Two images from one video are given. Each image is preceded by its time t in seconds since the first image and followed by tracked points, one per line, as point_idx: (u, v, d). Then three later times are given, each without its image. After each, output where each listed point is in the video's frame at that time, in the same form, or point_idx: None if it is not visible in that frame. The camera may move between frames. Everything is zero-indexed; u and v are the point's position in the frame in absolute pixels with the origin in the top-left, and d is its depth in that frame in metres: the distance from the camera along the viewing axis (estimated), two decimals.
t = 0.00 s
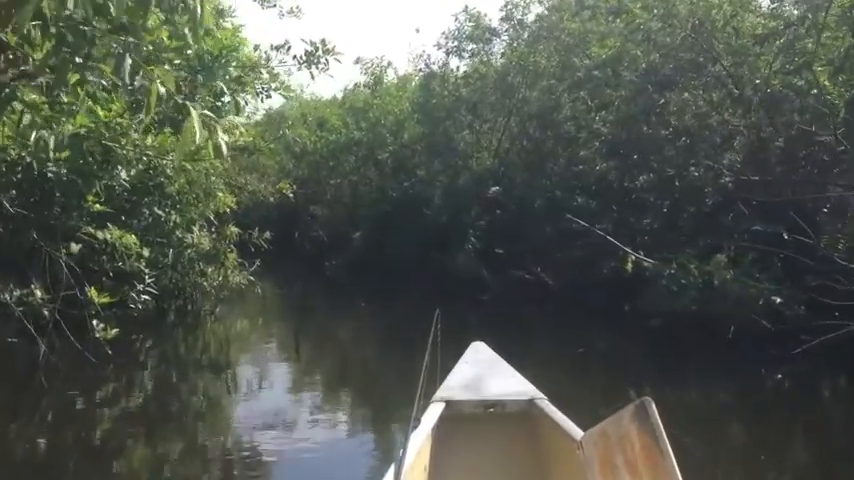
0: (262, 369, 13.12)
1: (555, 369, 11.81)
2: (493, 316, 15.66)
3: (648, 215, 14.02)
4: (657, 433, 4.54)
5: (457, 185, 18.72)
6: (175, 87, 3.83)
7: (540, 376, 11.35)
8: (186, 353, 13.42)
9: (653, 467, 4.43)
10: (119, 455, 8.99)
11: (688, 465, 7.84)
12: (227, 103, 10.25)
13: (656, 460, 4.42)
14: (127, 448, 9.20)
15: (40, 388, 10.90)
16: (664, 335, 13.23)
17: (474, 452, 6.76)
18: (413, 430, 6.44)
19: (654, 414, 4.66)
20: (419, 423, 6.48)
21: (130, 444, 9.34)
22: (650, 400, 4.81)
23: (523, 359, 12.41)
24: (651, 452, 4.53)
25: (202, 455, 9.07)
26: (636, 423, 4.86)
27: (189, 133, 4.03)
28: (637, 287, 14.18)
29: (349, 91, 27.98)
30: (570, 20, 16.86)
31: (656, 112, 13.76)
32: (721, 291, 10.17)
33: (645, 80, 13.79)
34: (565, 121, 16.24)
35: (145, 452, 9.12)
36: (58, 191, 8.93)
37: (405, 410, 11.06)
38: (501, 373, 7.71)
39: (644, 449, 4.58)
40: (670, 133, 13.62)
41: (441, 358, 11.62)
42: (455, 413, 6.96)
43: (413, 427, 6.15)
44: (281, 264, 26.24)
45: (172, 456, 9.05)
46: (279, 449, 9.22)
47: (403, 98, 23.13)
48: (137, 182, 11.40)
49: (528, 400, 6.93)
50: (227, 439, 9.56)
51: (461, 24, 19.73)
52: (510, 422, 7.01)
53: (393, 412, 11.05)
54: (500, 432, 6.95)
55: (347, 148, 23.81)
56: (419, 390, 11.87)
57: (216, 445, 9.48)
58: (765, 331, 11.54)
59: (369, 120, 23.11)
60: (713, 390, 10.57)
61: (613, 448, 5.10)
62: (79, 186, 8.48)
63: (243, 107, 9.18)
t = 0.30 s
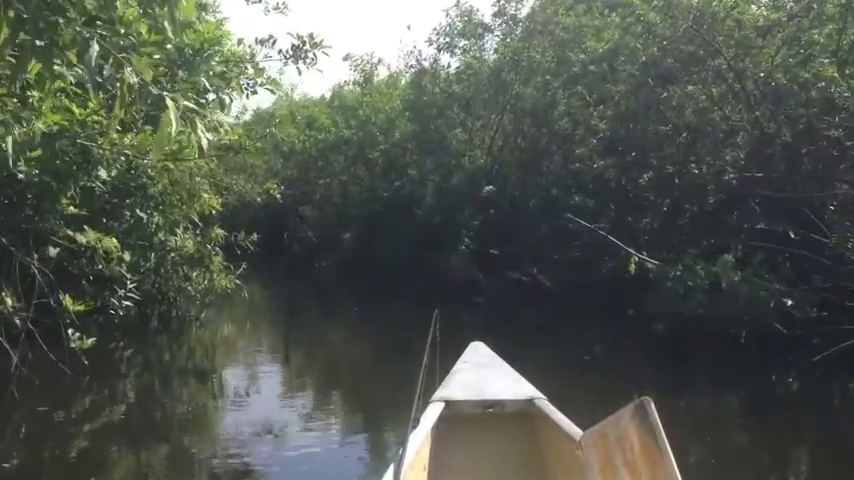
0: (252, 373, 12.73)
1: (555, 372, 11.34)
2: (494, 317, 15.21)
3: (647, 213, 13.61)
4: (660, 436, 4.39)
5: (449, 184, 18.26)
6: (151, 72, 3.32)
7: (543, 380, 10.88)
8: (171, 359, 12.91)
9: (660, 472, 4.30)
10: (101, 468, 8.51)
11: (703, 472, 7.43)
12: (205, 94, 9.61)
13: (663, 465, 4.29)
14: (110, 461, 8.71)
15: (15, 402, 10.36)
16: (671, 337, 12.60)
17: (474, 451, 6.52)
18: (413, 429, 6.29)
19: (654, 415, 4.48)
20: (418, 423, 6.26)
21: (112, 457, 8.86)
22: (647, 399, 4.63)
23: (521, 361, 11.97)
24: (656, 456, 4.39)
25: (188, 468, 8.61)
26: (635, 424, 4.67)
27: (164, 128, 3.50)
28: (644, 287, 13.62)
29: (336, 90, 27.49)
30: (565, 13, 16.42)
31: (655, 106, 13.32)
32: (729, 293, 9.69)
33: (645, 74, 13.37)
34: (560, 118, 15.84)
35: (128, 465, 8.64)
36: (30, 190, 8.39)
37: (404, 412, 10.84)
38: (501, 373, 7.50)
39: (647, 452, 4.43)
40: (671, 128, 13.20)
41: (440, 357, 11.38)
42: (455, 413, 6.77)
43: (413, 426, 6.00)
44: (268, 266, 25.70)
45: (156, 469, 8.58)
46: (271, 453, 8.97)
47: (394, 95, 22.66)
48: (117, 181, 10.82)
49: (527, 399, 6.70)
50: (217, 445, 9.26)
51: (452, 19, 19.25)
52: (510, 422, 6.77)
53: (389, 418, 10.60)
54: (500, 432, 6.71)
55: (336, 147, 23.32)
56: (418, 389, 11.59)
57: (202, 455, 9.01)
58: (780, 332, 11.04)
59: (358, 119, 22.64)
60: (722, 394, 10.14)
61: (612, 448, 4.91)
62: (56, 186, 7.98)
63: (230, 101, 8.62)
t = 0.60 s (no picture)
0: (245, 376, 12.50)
1: (558, 378, 10.80)
2: (494, 321, 14.67)
3: (650, 212, 13.12)
4: (656, 431, 4.62)
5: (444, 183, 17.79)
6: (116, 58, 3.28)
7: (546, 387, 10.36)
8: (156, 367, 12.36)
9: (654, 465, 4.49)
10: None
11: None
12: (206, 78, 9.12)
13: (656, 456, 4.49)
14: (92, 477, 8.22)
15: None
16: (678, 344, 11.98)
17: (474, 451, 6.65)
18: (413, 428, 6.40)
19: (653, 415, 4.72)
20: (418, 422, 6.45)
21: (95, 472, 8.37)
22: (647, 402, 4.90)
23: (522, 366, 11.50)
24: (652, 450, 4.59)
25: None
26: (634, 424, 4.93)
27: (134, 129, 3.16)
28: (651, 289, 13.06)
29: (327, 89, 26.97)
30: (562, 7, 15.96)
31: (659, 100, 12.83)
32: (741, 296, 9.40)
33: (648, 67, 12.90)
34: (559, 115, 15.39)
35: None
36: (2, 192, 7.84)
37: (403, 414, 10.63)
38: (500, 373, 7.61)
39: (643, 446, 4.64)
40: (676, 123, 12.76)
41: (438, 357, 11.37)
42: (455, 414, 6.90)
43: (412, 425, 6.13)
44: (259, 268, 25.18)
45: None
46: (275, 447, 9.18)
47: (387, 93, 22.13)
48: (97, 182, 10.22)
49: (526, 399, 6.83)
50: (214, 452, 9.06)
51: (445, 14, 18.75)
52: (510, 422, 6.89)
53: (386, 425, 10.14)
54: (500, 432, 6.82)
55: (329, 146, 22.80)
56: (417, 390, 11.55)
57: (190, 469, 8.53)
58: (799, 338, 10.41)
59: (350, 117, 22.14)
60: (734, 401, 9.66)
61: (610, 449, 5.13)
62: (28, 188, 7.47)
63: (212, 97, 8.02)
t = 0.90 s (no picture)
0: (239, 381, 12.19)
1: (566, 383, 10.31)
2: (496, 322, 14.16)
3: (657, 209, 12.65)
4: (656, 433, 4.53)
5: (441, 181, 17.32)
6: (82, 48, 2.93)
7: (554, 392, 9.86)
8: (145, 377, 11.84)
9: (654, 469, 4.40)
10: None
11: None
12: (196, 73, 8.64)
13: (657, 460, 4.40)
14: None
15: None
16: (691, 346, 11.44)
17: (474, 451, 6.56)
18: (411, 430, 6.28)
19: (652, 416, 4.62)
20: (417, 423, 6.35)
21: None
22: (645, 401, 4.81)
23: (526, 370, 11.04)
24: (652, 452, 4.51)
25: None
26: (632, 424, 4.83)
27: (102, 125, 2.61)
28: (660, 289, 12.55)
29: (320, 87, 26.48)
30: None
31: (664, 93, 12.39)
32: (760, 296, 9.00)
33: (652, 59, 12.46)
34: (560, 110, 14.95)
35: None
36: None
37: (399, 416, 10.41)
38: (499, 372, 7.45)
39: (643, 449, 4.55)
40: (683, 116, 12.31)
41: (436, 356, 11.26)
42: (454, 413, 6.78)
43: (410, 427, 6.03)
44: (253, 271, 24.70)
45: None
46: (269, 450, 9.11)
47: (382, 90, 21.66)
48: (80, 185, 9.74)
49: (525, 400, 6.71)
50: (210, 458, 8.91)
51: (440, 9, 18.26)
52: (511, 422, 6.79)
53: (385, 433, 9.66)
54: (500, 432, 6.73)
55: (323, 146, 22.32)
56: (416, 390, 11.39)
57: None
58: (826, 342, 9.82)
59: (344, 116, 21.66)
60: (752, 407, 9.17)
61: (609, 449, 5.03)
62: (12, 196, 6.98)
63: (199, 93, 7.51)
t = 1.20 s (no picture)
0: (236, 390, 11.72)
1: (579, 390, 9.77)
2: (502, 326, 13.62)
3: (669, 206, 12.14)
4: (653, 431, 4.33)
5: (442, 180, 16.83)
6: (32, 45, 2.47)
7: (566, 401, 9.33)
8: (138, 387, 11.32)
9: (653, 467, 4.22)
10: None
11: None
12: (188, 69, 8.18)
13: (656, 460, 4.19)
14: None
15: None
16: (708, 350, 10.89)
17: (474, 451, 6.27)
18: (407, 430, 5.97)
19: (650, 413, 4.43)
20: (413, 423, 6.04)
21: None
22: (642, 398, 4.61)
23: (535, 375, 10.54)
24: (652, 451, 4.31)
25: None
26: (630, 422, 4.65)
27: (6, 69, 2.40)
28: (672, 289, 12.10)
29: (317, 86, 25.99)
30: None
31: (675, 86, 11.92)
32: (786, 296, 8.76)
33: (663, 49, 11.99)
34: (565, 105, 14.49)
35: None
36: None
37: (396, 420, 10.19)
38: (496, 369, 7.12)
39: (641, 448, 4.38)
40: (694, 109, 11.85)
41: (432, 355, 11.04)
42: (451, 413, 6.46)
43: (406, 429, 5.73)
44: (250, 275, 24.17)
45: None
46: (264, 455, 8.89)
47: (379, 88, 21.16)
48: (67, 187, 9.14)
49: (523, 399, 6.43)
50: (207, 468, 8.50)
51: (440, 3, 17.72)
52: (510, 420, 6.48)
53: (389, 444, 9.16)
54: (500, 432, 6.42)
55: (321, 146, 21.84)
56: (414, 390, 11.14)
57: None
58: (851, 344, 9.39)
59: (342, 114, 21.17)
60: (779, 414, 8.67)
61: (609, 449, 4.87)
62: None
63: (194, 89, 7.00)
